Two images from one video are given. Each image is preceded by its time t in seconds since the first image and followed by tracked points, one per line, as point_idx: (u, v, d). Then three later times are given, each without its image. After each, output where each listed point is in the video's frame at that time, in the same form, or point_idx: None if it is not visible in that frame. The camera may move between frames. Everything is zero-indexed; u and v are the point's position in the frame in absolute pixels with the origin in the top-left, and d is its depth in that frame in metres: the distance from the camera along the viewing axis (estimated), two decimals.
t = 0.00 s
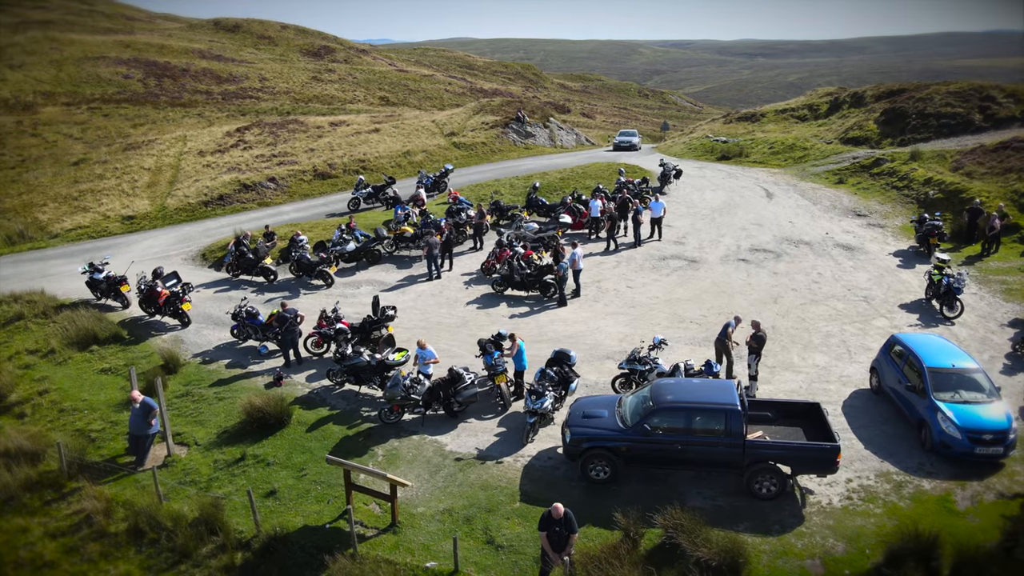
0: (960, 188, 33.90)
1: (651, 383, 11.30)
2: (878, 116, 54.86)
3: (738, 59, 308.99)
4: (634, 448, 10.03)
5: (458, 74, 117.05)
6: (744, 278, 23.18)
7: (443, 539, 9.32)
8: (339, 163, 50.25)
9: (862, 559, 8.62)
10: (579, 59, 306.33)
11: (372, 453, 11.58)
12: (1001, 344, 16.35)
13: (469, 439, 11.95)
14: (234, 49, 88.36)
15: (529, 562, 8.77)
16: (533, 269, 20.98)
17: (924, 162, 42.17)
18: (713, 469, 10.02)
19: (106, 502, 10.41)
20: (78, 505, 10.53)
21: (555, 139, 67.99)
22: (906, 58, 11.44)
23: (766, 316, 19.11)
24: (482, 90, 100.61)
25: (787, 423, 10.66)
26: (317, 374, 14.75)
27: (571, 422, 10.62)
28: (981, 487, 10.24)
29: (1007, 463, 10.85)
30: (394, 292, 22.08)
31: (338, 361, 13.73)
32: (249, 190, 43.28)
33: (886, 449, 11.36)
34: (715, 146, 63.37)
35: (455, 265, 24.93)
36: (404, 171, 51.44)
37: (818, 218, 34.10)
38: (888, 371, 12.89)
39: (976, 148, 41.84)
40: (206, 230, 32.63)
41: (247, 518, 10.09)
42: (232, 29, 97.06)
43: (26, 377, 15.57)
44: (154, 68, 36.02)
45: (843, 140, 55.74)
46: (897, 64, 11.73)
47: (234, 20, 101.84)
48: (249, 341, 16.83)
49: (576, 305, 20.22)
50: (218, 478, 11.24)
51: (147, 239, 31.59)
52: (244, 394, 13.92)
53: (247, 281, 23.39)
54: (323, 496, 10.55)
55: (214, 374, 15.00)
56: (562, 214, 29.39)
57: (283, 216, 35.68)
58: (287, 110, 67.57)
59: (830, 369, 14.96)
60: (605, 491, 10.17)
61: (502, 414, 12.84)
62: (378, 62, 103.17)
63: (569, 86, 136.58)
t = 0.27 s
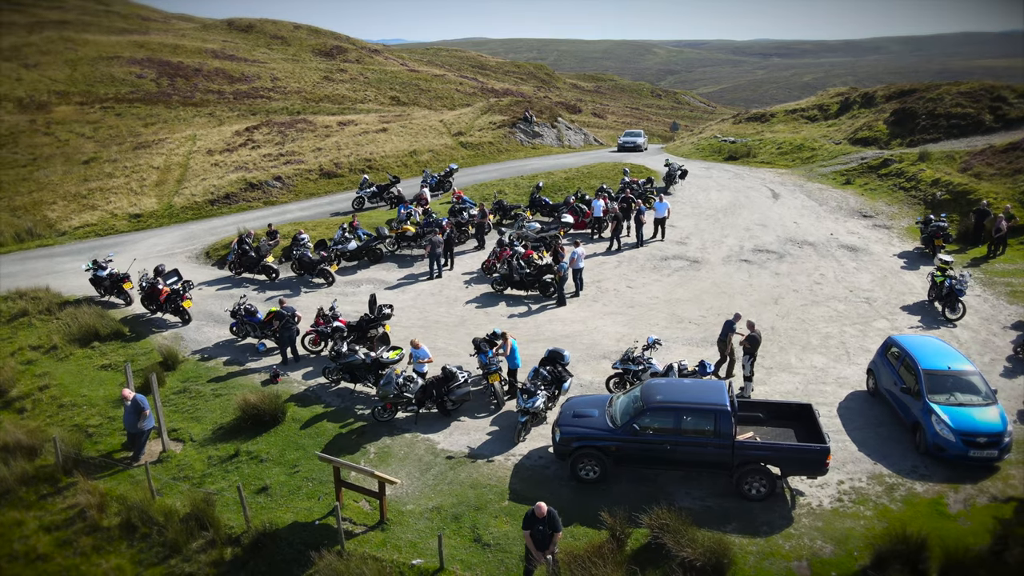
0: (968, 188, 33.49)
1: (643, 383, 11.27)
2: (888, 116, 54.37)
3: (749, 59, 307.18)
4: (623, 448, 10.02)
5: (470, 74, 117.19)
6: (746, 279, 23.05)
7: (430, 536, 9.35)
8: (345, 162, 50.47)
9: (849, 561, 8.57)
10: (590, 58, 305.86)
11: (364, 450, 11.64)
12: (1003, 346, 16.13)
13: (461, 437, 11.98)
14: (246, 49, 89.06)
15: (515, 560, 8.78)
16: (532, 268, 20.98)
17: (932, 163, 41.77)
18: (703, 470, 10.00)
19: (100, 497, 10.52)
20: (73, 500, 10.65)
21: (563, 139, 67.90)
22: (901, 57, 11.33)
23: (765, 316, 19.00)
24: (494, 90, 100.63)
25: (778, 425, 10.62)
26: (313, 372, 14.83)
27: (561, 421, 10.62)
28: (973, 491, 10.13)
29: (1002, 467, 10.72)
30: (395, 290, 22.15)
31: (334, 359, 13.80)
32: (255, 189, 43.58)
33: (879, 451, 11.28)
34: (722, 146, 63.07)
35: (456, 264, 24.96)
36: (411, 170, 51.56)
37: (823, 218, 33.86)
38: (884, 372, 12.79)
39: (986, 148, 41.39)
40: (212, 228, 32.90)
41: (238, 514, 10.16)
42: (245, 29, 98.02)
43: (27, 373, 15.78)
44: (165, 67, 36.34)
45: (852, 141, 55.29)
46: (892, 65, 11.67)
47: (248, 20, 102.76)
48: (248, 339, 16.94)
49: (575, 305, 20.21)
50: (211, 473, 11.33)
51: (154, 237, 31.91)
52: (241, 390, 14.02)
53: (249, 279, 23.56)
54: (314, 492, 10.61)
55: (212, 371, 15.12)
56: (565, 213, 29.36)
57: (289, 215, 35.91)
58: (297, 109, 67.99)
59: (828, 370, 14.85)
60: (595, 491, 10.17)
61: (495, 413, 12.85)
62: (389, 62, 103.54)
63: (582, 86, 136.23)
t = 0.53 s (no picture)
0: (975, 190, 33.13)
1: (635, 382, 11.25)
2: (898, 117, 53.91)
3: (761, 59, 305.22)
4: (612, 448, 10.01)
5: (482, 74, 117.32)
6: (747, 279, 22.93)
7: (418, 534, 9.38)
8: (351, 162, 50.69)
9: (837, 563, 8.52)
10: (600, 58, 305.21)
11: (357, 448, 11.69)
12: (1004, 349, 15.93)
13: (453, 436, 12.01)
14: (259, 49, 89.79)
15: (501, 559, 8.80)
16: (532, 267, 20.98)
17: (941, 164, 41.33)
18: (692, 470, 9.97)
19: (94, 492, 10.62)
20: (68, 494, 10.76)
21: (570, 139, 67.80)
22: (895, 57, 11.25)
23: (765, 317, 18.88)
24: (504, 90, 100.67)
25: (770, 426, 10.57)
26: (310, 370, 14.91)
27: (551, 420, 10.63)
28: (965, 494, 10.04)
29: (996, 470, 10.61)
30: (395, 289, 22.22)
31: (329, 356, 13.86)
32: (261, 188, 43.86)
33: (873, 453, 11.20)
34: (730, 146, 62.76)
35: (458, 264, 24.99)
36: (418, 170, 51.69)
37: (828, 219, 33.63)
38: (881, 374, 12.69)
39: (995, 149, 40.90)
40: (217, 226, 33.18)
41: (229, 510, 10.23)
42: (258, 30, 98.97)
43: (29, 369, 15.98)
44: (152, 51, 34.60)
45: (861, 142, 54.86)
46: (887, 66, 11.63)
47: (261, 21, 103.70)
48: (247, 337, 17.05)
49: (574, 304, 20.19)
50: (205, 470, 11.42)
51: (160, 235, 32.24)
52: (237, 387, 14.12)
53: (251, 277, 23.73)
54: (305, 489, 10.68)
55: (210, 368, 15.25)
56: (567, 213, 29.32)
57: (293, 214, 36.13)
58: (307, 109, 68.42)
59: (825, 372, 14.76)
60: (584, 490, 10.17)
61: (489, 412, 12.87)
62: (402, 62, 103.77)
63: (594, 86, 135.84)
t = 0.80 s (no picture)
0: (982, 191, 32.76)
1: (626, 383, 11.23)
2: (908, 117, 53.42)
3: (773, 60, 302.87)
4: (601, 448, 10.01)
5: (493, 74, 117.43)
6: (748, 280, 22.81)
7: (406, 532, 9.41)
8: (357, 161, 50.90)
9: (824, 566, 8.47)
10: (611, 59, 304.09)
11: (349, 446, 11.75)
12: (1005, 352, 15.71)
13: (445, 435, 12.04)
14: (271, 49, 90.50)
15: (487, 558, 8.81)
16: (531, 267, 20.99)
17: (949, 166, 40.89)
18: (682, 471, 9.94)
19: (88, 487, 10.74)
20: (62, 489, 10.88)
21: (578, 139, 67.71)
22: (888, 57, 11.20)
23: (764, 318, 18.78)
24: (515, 90, 100.71)
25: (761, 427, 10.53)
26: (306, 368, 14.99)
27: (541, 420, 10.63)
28: (957, 498, 9.92)
29: (990, 475, 10.48)
30: (395, 288, 22.29)
31: (325, 355, 13.93)
32: (267, 187, 44.13)
33: (866, 455, 11.13)
34: (738, 147, 62.44)
35: (458, 263, 25.03)
36: (425, 170, 51.81)
37: (833, 220, 33.37)
38: (876, 376, 12.60)
39: (1005, 151, 40.40)
40: (222, 225, 33.43)
41: (220, 506, 10.30)
42: (271, 30, 99.77)
43: (31, 365, 16.19)
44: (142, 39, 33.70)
45: (870, 142, 54.44)
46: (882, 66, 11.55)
47: (274, 21, 104.52)
48: (246, 335, 17.17)
49: (573, 304, 20.18)
50: (199, 466, 11.51)
51: (166, 234, 32.53)
52: (234, 385, 14.22)
53: (253, 276, 23.90)
54: (296, 487, 10.73)
55: (208, 365, 15.37)
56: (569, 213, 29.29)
57: (298, 213, 36.32)
58: (317, 109, 68.83)
59: (822, 374, 14.66)
60: (573, 490, 10.17)
61: (482, 411, 12.88)
62: (414, 62, 104.02)
63: (606, 86, 135.40)
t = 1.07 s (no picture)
0: (991, 193, 32.34)
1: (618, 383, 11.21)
2: (919, 118, 52.85)
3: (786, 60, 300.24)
4: (590, 448, 10.00)
5: (505, 74, 117.39)
6: (749, 281, 22.69)
7: (394, 530, 9.44)
8: (363, 161, 51.10)
9: (810, 568, 8.43)
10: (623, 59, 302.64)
11: (342, 444, 11.81)
12: (1007, 355, 15.49)
13: (438, 433, 12.07)
14: (284, 49, 91.07)
15: (474, 556, 8.82)
16: (530, 267, 21.00)
17: (958, 167, 40.40)
18: (671, 472, 9.91)
19: (83, 482, 10.86)
20: (58, 484, 11.01)
21: (586, 139, 67.59)
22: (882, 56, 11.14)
23: (763, 319, 18.68)
24: (526, 90, 100.62)
25: (752, 428, 10.48)
26: (303, 366, 15.07)
27: (531, 419, 10.64)
28: (949, 501, 9.85)
29: (984, 479, 10.39)
30: (395, 287, 22.37)
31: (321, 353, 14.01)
32: (272, 186, 44.41)
33: (859, 458, 11.05)
34: (746, 147, 62.09)
35: (460, 263, 25.07)
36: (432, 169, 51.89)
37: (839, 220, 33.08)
38: (872, 379, 12.49)
39: (1016, 152, 39.86)
40: (227, 224, 33.68)
41: (212, 502, 10.37)
42: (284, 29, 100.48)
43: (33, 361, 16.39)
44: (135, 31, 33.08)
45: (879, 143, 53.95)
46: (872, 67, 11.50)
47: (287, 21, 105.31)
48: (245, 333, 17.30)
49: (572, 304, 20.18)
50: (193, 462, 11.61)
51: (171, 232, 32.83)
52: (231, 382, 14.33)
53: (255, 274, 24.06)
54: (288, 484, 10.80)
55: (207, 363, 15.51)
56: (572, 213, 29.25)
57: (303, 212, 36.52)
58: (326, 108, 69.15)
59: (819, 375, 14.57)
60: (562, 489, 10.17)
61: (475, 410, 12.91)
62: (426, 62, 104.26)
63: (619, 86, 134.80)
